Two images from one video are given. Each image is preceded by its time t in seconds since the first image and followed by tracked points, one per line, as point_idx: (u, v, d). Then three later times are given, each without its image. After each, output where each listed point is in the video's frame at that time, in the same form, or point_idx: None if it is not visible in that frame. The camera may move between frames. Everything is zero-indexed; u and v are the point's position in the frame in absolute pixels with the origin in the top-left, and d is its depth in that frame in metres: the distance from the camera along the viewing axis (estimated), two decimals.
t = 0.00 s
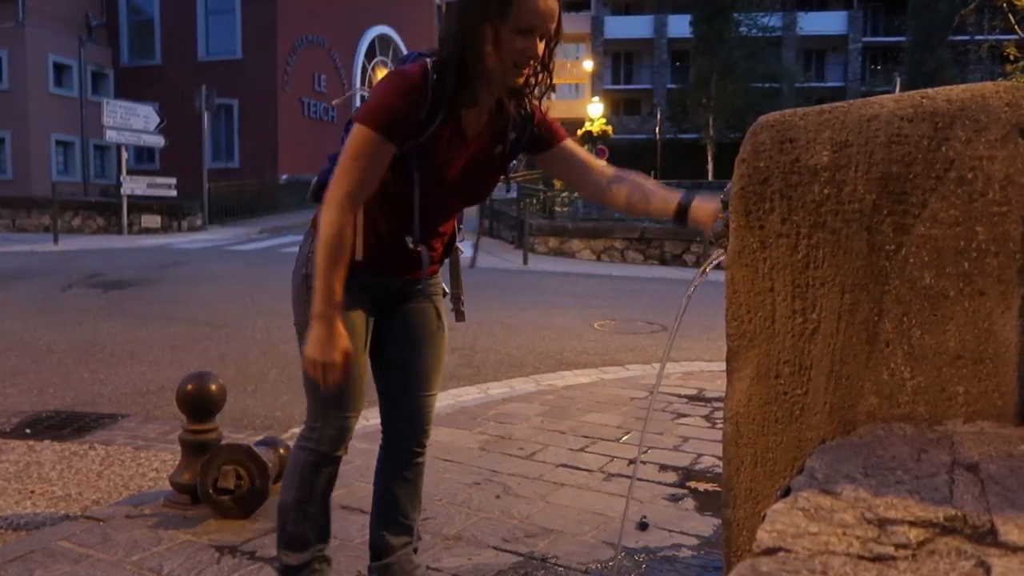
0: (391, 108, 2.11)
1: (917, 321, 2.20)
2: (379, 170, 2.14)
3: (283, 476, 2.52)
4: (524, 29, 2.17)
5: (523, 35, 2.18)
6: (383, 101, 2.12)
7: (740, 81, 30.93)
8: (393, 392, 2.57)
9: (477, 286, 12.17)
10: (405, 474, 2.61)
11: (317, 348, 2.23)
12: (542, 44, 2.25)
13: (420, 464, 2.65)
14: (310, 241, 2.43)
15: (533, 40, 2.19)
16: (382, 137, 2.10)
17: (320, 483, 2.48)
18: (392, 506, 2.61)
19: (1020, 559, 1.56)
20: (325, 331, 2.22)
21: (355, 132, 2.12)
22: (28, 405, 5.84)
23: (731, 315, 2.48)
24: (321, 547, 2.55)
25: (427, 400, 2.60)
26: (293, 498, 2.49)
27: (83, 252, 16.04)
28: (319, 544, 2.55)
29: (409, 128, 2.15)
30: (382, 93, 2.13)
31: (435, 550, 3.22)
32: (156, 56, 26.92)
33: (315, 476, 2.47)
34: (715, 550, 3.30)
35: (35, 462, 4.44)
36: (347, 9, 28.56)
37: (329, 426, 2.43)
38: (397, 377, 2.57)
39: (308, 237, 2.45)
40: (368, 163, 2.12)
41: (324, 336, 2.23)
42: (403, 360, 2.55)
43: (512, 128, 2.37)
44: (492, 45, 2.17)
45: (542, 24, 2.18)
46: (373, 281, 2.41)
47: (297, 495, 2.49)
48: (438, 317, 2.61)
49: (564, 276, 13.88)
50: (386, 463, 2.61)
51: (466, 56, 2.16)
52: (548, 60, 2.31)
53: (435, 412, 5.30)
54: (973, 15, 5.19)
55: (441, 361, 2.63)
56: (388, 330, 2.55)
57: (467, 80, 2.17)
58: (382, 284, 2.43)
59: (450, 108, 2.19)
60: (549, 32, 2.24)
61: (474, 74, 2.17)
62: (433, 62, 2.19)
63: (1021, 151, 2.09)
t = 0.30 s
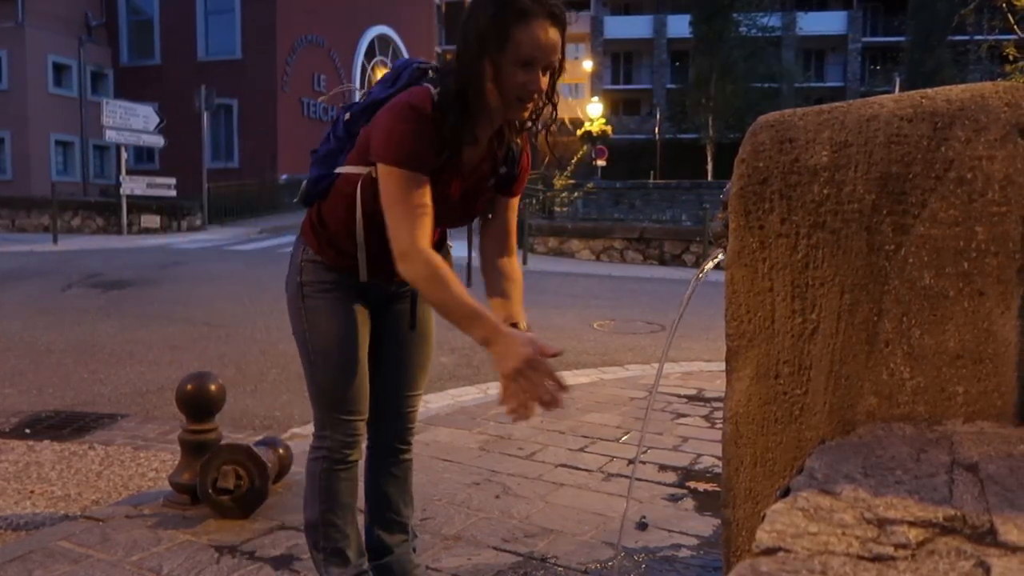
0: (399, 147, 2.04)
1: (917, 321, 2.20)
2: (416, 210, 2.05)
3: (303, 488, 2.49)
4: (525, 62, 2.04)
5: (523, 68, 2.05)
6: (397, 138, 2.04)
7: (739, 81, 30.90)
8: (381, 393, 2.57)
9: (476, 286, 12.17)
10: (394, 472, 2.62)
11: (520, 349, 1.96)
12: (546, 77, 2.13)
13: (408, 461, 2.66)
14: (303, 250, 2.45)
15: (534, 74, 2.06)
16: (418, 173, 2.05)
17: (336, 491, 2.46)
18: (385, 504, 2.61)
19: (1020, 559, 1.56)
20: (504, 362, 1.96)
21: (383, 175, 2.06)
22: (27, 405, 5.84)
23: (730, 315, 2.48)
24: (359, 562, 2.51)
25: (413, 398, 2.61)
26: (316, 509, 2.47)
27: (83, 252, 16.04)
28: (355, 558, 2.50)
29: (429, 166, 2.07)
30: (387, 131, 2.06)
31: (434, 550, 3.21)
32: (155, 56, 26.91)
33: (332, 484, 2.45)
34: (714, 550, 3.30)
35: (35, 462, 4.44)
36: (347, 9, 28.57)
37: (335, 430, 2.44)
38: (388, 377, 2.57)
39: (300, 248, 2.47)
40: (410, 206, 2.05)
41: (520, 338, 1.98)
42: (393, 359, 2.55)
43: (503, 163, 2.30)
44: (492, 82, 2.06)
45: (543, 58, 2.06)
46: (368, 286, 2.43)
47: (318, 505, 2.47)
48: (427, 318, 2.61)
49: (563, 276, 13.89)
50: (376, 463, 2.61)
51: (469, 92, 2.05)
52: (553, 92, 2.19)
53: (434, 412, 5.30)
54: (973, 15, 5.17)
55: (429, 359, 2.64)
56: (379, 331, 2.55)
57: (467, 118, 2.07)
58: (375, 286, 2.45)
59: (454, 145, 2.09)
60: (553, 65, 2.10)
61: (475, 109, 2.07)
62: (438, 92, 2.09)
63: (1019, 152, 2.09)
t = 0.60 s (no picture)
0: (407, 162, 2.02)
1: (917, 321, 2.20)
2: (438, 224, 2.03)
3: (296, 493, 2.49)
4: (524, 77, 2.04)
5: (524, 84, 2.05)
6: (404, 154, 2.02)
7: (738, 81, 30.92)
8: (370, 396, 2.58)
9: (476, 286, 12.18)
10: (387, 472, 2.61)
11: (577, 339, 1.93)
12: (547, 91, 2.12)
13: (402, 460, 2.65)
14: (288, 254, 2.45)
15: (535, 89, 2.05)
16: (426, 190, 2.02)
17: (328, 495, 2.46)
18: (378, 505, 2.61)
19: (1019, 559, 1.57)
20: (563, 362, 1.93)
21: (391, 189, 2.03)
22: (27, 405, 5.84)
23: (729, 315, 2.48)
24: (356, 563, 2.51)
25: (402, 399, 2.60)
26: (310, 513, 2.47)
27: (83, 252, 16.04)
28: (352, 561, 2.50)
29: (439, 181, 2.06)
30: (389, 145, 2.05)
31: (434, 550, 3.22)
32: (155, 56, 26.88)
33: (324, 489, 2.45)
34: (713, 550, 3.30)
35: (34, 462, 4.44)
36: (346, 9, 28.55)
37: (324, 434, 2.44)
38: (376, 379, 2.57)
39: (285, 253, 2.47)
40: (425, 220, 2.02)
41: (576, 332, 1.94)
42: (381, 362, 2.56)
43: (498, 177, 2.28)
44: (493, 99, 2.05)
45: (545, 73, 2.05)
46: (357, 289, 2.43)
47: (311, 510, 2.47)
48: (415, 319, 2.61)
49: (563, 276, 13.90)
50: (368, 465, 2.61)
51: (470, 108, 2.05)
52: (554, 108, 2.18)
53: (433, 412, 5.30)
54: (972, 15, 5.17)
55: (418, 359, 2.63)
56: (366, 333, 2.56)
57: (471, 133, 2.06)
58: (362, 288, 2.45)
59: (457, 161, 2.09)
60: (553, 80, 2.10)
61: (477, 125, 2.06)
62: (441, 106, 2.09)
63: (1020, 152, 2.09)
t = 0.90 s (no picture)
0: (404, 157, 2.01)
1: (916, 322, 2.20)
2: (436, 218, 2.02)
3: (294, 495, 2.49)
4: (523, 80, 2.04)
5: (521, 87, 2.04)
6: (401, 150, 2.01)
7: (737, 81, 30.92)
8: (368, 396, 2.57)
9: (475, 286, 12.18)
10: (385, 473, 2.61)
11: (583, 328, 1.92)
12: (545, 95, 2.12)
13: (400, 461, 2.64)
14: (284, 255, 2.45)
15: (534, 92, 2.05)
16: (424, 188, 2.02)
17: (327, 496, 2.46)
18: (377, 506, 2.60)
19: (1019, 559, 1.57)
20: (568, 351, 1.93)
21: (387, 185, 2.03)
22: (26, 405, 5.84)
23: (729, 315, 2.47)
24: (356, 564, 2.51)
25: (400, 400, 2.60)
26: (309, 514, 2.47)
27: (82, 252, 16.03)
28: (352, 561, 2.50)
29: (435, 182, 2.06)
30: (383, 142, 2.05)
31: (434, 550, 3.22)
32: (155, 55, 26.86)
33: (322, 490, 2.45)
34: (712, 550, 3.30)
35: (33, 462, 4.43)
36: (346, 9, 28.55)
37: (323, 435, 2.44)
38: (374, 380, 2.57)
39: (280, 253, 2.47)
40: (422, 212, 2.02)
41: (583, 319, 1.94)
42: (378, 362, 2.56)
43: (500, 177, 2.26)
44: (489, 102, 2.04)
45: (542, 75, 2.05)
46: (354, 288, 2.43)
47: (310, 511, 2.47)
48: (412, 319, 2.61)
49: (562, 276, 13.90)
50: (366, 465, 2.61)
51: (465, 112, 2.03)
52: (552, 110, 2.18)
53: (433, 412, 5.30)
54: (971, 15, 5.16)
55: (417, 360, 2.63)
56: (363, 334, 2.56)
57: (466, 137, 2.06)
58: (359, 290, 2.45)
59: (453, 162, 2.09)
60: (552, 82, 2.09)
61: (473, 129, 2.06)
62: (439, 106, 2.08)
63: (1019, 152, 2.09)
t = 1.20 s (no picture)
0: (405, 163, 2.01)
1: (915, 322, 2.20)
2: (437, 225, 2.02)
3: (293, 497, 2.49)
4: (520, 84, 2.03)
5: (520, 90, 2.03)
6: (401, 156, 2.02)
7: (737, 82, 30.93)
8: (368, 397, 2.57)
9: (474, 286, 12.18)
10: (384, 473, 2.61)
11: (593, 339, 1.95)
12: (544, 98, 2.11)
13: (398, 461, 2.64)
14: (284, 255, 2.45)
15: (532, 96, 2.04)
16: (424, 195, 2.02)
17: (327, 496, 2.46)
18: (376, 506, 2.60)
19: (1018, 559, 1.57)
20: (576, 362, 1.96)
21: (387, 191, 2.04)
22: (25, 405, 5.84)
23: (729, 315, 2.48)
24: (356, 564, 2.51)
25: (400, 400, 2.60)
26: (309, 515, 2.46)
27: (82, 252, 16.03)
28: (352, 561, 2.50)
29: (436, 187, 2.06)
30: (383, 146, 2.05)
31: (433, 550, 3.22)
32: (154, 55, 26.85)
33: (322, 490, 2.45)
34: (712, 550, 3.30)
35: (33, 462, 4.43)
36: (346, 10, 28.55)
37: (323, 436, 2.44)
38: (373, 381, 2.56)
39: (280, 253, 2.47)
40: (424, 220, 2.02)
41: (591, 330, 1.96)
42: (378, 363, 2.56)
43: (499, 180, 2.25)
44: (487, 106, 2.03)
45: (541, 78, 2.04)
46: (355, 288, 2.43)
47: (310, 511, 2.46)
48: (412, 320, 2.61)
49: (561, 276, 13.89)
50: (365, 466, 2.61)
51: (464, 116, 2.04)
52: (551, 112, 2.17)
53: (433, 412, 5.30)
54: (971, 16, 5.15)
55: (417, 361, 2.63)
56: (362, 334, 2.56)
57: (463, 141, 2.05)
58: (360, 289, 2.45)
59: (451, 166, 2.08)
60: (551, 85, 2.08)
61: (471, 133, 2.05)
62: (438, 110, 2.08)
63: (1018, 152, 2.09)
